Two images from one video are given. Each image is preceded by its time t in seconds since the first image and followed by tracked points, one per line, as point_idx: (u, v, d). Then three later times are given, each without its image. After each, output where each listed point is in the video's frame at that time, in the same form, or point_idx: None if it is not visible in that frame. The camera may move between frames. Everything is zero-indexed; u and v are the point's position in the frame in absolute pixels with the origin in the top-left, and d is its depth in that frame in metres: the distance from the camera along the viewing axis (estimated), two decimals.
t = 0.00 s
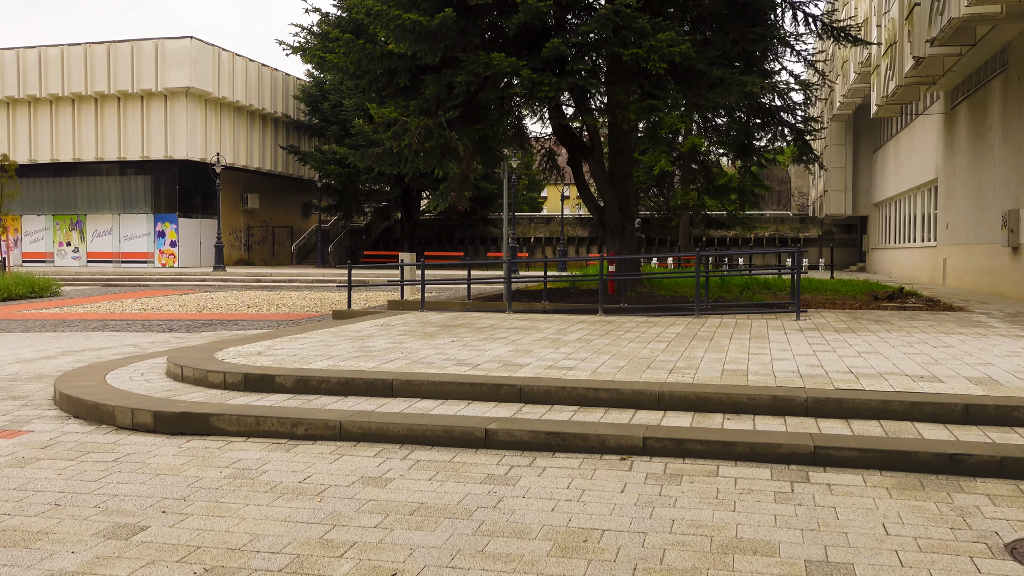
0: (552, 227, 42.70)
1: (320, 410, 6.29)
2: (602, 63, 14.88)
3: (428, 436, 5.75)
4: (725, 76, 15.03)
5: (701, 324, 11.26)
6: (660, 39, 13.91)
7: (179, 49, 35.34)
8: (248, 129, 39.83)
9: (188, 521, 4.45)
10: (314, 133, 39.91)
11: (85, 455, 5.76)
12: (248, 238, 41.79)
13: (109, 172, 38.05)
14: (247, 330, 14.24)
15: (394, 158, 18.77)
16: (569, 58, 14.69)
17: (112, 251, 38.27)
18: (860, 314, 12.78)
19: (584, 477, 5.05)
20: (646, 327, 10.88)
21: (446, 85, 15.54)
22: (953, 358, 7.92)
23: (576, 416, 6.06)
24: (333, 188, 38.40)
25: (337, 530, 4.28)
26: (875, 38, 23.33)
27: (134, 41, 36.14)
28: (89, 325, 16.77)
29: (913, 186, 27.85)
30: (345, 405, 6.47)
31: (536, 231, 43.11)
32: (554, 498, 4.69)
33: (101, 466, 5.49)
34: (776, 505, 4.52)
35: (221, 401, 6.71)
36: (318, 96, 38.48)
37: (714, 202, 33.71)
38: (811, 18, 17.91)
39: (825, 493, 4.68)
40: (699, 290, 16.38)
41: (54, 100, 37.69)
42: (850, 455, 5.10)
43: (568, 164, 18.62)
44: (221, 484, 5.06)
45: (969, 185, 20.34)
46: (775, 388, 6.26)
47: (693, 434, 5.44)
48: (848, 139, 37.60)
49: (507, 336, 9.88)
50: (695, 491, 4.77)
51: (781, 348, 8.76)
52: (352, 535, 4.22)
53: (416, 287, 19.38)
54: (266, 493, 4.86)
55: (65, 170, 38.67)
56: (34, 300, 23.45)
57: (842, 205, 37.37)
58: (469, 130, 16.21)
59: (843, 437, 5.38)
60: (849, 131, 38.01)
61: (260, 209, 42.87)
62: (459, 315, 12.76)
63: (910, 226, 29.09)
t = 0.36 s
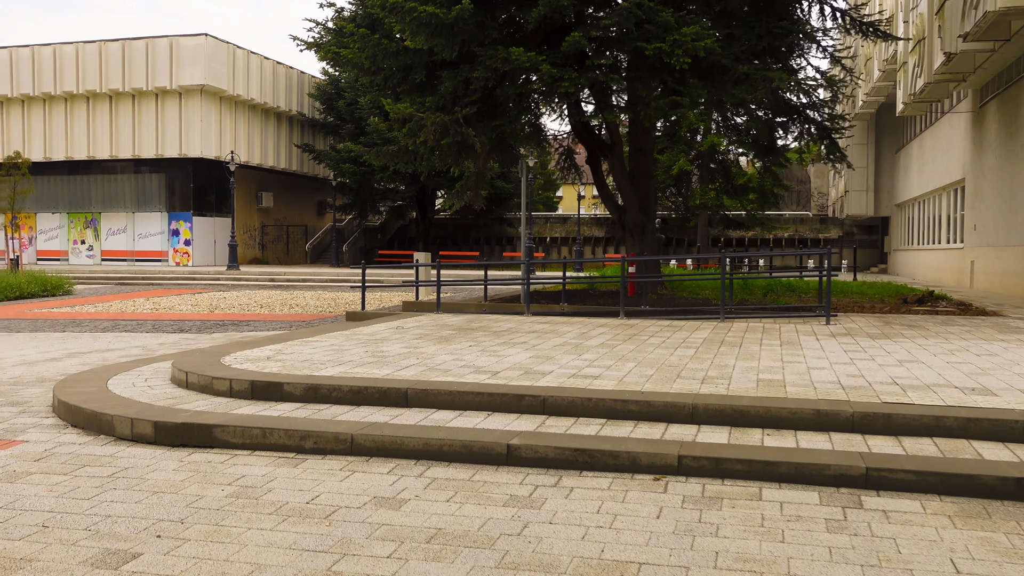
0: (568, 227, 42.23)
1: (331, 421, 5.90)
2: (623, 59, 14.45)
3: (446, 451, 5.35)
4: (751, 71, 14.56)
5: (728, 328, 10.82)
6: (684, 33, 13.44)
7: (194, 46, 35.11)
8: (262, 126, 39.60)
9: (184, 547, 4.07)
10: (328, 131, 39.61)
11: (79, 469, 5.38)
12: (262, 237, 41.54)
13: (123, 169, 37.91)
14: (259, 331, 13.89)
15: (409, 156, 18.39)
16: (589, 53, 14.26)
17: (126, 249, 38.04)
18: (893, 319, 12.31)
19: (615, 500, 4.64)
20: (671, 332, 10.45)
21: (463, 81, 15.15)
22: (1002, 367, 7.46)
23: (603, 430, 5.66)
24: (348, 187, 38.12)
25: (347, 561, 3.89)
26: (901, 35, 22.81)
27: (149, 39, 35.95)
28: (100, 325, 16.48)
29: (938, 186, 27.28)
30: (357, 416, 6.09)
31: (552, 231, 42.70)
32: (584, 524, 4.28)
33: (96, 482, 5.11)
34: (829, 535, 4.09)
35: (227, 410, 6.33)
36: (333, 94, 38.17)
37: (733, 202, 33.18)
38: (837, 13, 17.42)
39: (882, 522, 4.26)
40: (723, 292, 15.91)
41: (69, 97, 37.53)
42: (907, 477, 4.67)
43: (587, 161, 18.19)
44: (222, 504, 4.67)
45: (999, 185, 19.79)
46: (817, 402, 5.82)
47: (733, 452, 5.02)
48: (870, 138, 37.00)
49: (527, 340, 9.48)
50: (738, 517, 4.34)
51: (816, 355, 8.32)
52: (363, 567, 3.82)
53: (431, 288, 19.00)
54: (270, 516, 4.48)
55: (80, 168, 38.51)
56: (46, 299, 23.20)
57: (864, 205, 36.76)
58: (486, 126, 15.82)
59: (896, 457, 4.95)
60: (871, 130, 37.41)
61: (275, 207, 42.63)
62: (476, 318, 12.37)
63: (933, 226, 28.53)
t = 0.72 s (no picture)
0: (611, 226, 41.70)
1: (378, 430, 5.55)
2: (675, 53, 13.96)
3: (501, 465, 4.98)
4: (808, 64, 13.97)
5: (788, 333, 10.32)
6: (740, 24, 12.89)
7: (237, 45, 35.15)
8: (305, 125, 39.61)
9: (222, 572, 3.73)
10: (370, 130, 39.42)
11: (114, 479, 5.08)
12: (304, 236, 41.53)
13: (168, 168, 38.11)
14: (301, 331, 13.65)
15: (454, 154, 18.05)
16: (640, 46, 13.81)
17: (171, 247, 38.15)
18: (961, 324, 11.71)
19: (690, 524, 4.23)
20: (729, 336, 9.99)
21: (509, 77, 14.78)
22: None
23: (670, 445, 5.24)
24: (389, 186, 37.98)
25: None
26: (962, 27, 21.96)
27: (193, 38, 36.08)
28: (143, 323, 16.38)
29: (995, 186, 26.36)
30: (406, 425, 5.74)
31: (595, 230, 42.21)
32: (657, 552, 3.88)
33: (131, 493, 4.80)
34: (938, 571, 3.64)
35: (269, 417, 6.02)
36: (375, 92, 38.02)
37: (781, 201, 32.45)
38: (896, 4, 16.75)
39: (994, 557, 3.80)
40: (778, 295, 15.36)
41: (115, 96, 37.79)
42: (1014, 503, 4.20)
43: (634, 158, 17.72)
44: (263, 520, 4.35)
45: None
46: (903, 416, 5.36)
47: (816, 472, 4.58)
48: (923, 136, 36.00)
49: (578, 344, 9.08)
50: (829, 547, 3.91)
51: (889, 363, 7.81)
52: None
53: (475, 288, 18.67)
54: (314, 536, 4.12)
55: (125, 167, 38.78)
56: (90, 297, 23.24)
57: (916, 205, 35.77)
58: (532, 123, 15.44)
59: (1001, 480, 4.47)
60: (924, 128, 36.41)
61: (317, 206, 42.64)
62: (522, 319, 11.97)
63: (990, 227, 27.58)
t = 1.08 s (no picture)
0: (652, 227, 41.14)
1: (429, 444, 5.19)
2: (729, 47, 13.47)
3: (563, 485, 4.58)
4: (868, 59, 13.41)
5: (853, 339, 9.81)
6: (798, 16, 12.38)
7: (279, 44, 35.11)
8: (346, 124, 39.54)
9: None
10: (411, 129, 39.18)
11: (150, 494, 4.76)
12: (345, 235, 41.47)
13: (210, 168, 38.22)
14: (343, 332, 13.37)
15: (498, 152, 17.69)
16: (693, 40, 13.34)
17: (212, 246, 38.23)
18: None
19: (778, 558, 3.79)
20: (790, 342, 9.50)
21: (556, 72, 14.42)
22: None
23: (746, 465, 4.81)
24: (429, 185, 37.76)
25: None
26: None
27: (235, 37, 36.11)
28: (184, 323, 16.22)
29: None
30: (458, 438, 5.37)
31: (636, 230, 41.70)
32: None
33: (168, 511, 4.47)
34: None
35: (313, 428, 5.67)
36: (416, 91, 37.80)
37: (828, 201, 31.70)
38: None
39: None
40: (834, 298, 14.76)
41: (158, 96, 37.98)
42: None
43: (683, 156, 17.24)
44: (308, 544, 4.00)
45: None
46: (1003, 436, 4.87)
47: (917, 501, 4.12)
48: (976, 135, 34.99)
49: (633, 350, 8.65)
50: None
51: (969, 374, 7.28)
52: None
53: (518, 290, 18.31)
54: (363, 565, 3.75)
55: (168, 166, 38.96)
56: (132, 296, 23.24)
57: (968, 206, 34.77)
58: (579, 119, 15.05)
59: None
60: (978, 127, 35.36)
61: (357, 205, 42.58)
62: (570, 322, 11.57)
63: None
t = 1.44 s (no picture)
0: (691, 227, 40.57)
1: (477, 457, 4.83)
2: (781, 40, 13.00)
3: (625, 506, 4.19)
4: (926, 52, 12.85)
5: (915, 345, 9.31)
6: (853, 6, 11.86)
7: (316, 43, 35.01)
8: (382, 124, 39.40)
9: None
10: (447, 128, 38.91)
11: (179, 509, 4.44)
12: (380, 235, 41.34)
13: (247, 167, 38.26)
14: (380, 333, 13.09)
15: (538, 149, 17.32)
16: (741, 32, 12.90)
17: (249, 246, 38.24)
18: None
19: None
20: (849, 348, 9.02)
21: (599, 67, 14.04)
22: None
23: (824, 485, 4.40)
24: (465, 185, 37.50)
25: None
26: None
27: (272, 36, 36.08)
28: (221, 323, 16.04)
29: None
30: (508, 451, 5.00)
31: (674, 231, 41.13)
32: None
33: (197, 529, 4.15)
34: None
35: (352, 438, 5.33)
36: (452, 90, 37.53)
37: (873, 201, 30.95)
38: None
39: None
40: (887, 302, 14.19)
41: (196, 95, 38.08)
42: None
43: (728, 154, 16.76)
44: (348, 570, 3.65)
45: None
46: None
47: None
48: None
49: (685, 356, 8.24)
50: None
51: None
52: None
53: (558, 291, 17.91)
54: None
55: (206, 165, 39.07)
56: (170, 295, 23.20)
57: (1019, 206, 33.81)
58: (622, 115, 14.67)
59: None
60: None
61: (393, 205, 42.43)
62: (615, 325, 11.17)
63: None
